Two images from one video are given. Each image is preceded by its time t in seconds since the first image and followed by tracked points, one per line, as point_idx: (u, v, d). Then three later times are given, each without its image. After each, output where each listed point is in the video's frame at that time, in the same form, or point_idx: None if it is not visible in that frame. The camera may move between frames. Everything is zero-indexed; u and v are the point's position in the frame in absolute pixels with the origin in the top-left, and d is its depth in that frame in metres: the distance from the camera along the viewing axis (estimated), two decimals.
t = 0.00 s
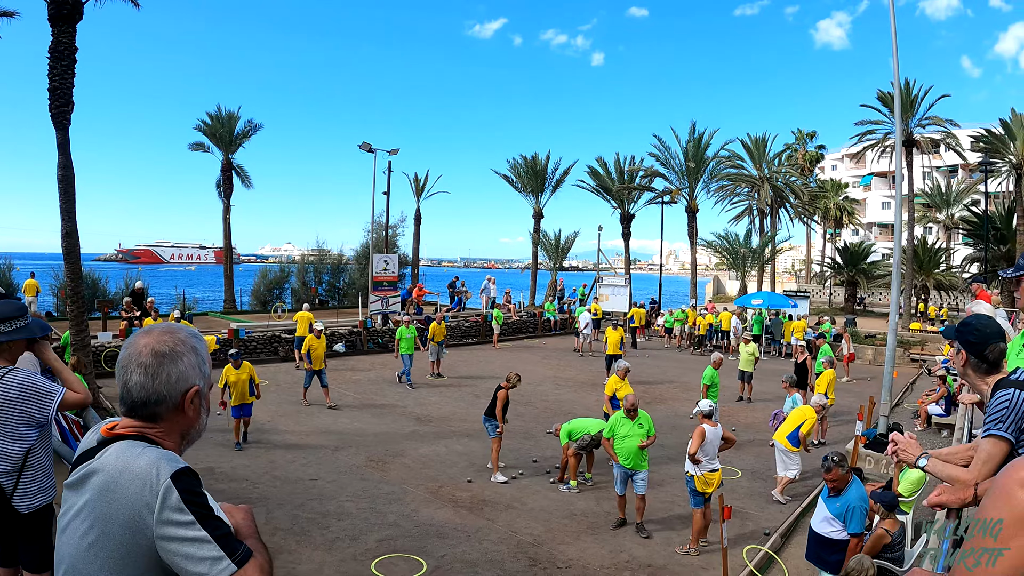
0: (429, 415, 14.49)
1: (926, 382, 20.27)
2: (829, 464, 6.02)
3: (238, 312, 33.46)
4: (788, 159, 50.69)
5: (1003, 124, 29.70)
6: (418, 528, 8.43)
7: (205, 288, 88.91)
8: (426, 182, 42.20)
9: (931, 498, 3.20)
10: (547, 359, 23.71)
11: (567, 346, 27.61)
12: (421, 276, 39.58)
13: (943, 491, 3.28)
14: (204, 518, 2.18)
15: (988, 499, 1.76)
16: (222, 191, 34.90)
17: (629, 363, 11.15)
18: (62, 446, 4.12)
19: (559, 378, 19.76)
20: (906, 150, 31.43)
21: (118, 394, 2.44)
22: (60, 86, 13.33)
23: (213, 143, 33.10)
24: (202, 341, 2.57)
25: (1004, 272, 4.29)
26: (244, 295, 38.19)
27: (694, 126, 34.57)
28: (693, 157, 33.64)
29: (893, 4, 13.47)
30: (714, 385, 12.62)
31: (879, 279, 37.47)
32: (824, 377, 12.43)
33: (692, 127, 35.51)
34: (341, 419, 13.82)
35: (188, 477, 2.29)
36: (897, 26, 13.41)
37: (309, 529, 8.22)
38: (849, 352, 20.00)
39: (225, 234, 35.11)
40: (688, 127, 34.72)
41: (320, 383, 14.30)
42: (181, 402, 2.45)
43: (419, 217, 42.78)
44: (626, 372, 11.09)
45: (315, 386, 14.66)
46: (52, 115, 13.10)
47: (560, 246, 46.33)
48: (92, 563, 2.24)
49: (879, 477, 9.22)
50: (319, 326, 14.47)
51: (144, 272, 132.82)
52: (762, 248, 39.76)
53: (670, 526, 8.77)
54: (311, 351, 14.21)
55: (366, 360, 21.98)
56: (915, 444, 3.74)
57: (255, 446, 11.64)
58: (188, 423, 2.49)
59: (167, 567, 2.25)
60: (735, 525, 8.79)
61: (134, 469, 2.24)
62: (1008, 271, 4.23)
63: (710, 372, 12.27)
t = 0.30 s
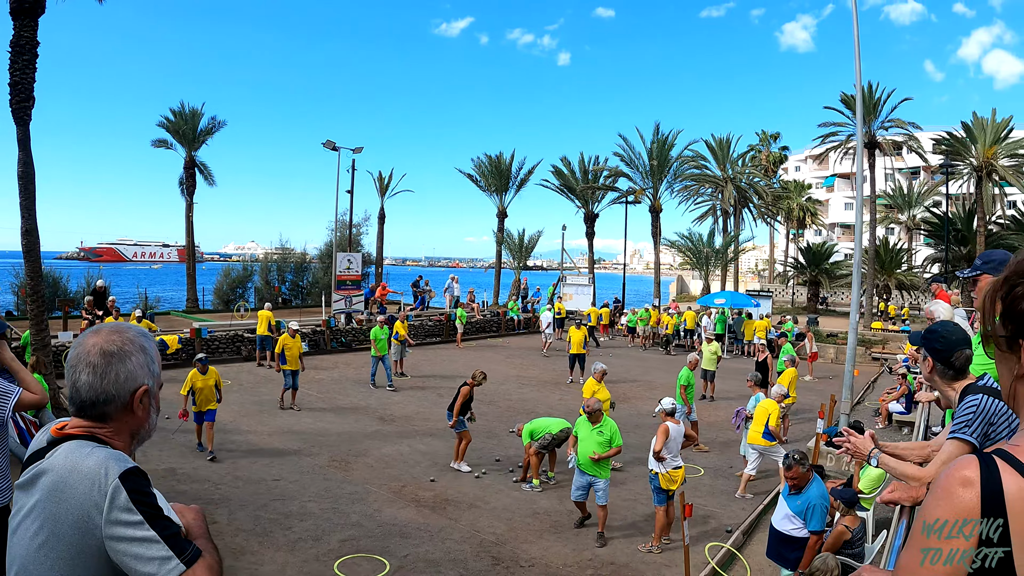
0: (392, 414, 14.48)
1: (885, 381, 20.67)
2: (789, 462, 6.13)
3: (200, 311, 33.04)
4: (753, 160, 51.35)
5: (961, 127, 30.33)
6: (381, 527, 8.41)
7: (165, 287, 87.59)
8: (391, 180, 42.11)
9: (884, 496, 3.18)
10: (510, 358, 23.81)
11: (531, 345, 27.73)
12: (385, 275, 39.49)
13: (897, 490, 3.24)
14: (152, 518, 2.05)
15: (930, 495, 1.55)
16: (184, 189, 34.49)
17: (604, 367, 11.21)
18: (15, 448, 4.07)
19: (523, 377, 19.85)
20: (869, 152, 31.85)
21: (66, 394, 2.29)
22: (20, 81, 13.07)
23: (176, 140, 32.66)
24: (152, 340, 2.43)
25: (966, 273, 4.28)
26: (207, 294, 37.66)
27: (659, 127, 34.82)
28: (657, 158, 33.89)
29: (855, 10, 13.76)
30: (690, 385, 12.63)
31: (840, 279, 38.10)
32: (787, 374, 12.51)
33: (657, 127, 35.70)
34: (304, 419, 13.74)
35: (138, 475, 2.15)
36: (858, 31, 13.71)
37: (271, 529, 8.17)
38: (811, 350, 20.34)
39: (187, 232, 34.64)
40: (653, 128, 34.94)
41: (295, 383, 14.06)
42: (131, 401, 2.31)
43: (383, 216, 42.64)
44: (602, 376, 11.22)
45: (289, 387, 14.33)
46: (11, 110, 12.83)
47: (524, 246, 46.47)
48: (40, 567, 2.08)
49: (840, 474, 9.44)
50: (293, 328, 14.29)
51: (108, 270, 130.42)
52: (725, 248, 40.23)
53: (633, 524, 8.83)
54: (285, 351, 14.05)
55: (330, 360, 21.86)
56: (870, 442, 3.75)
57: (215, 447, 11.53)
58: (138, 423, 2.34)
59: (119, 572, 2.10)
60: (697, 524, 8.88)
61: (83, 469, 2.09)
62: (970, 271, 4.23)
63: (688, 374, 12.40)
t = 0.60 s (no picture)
0: (373, 414, 14.48)
1: (865, 381, 20.84)
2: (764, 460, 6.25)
3: (181, 311, 32.84)
4: (735, 161, 51.62)
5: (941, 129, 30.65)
6: (362, 528, 8.41)
7: (143, 287, 86.79)
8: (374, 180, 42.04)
9: (859, 496, 3.24)
10: (492, 358, 23.83)
11: (513, 345, 27.78)
12: (367, 275, 39.40)
13: (870, 489, 3.31)
14: (129, 515, 1.99)
15: (890, 496, 1.56)
16: (166, 188, 34.28)
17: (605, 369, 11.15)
18: None
19: (504, 377, 19.89)
20: (850, 154, 32.01)
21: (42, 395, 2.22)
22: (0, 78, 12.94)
23: (157, 138, 32.43)
24: (128, 341, 2.38)
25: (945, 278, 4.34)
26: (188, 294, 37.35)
27: (640, 128, 34.93)
28: (640, 159, 33.99)
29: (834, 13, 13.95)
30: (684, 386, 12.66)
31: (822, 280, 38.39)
32: (766, 374, 12.48)
33: (638, 128, 35.80)
34: (285, 419, 13.69)
35: (115, 474, 2.10)
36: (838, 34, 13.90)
37: (252, 530, 8.14)
38: (792, 350, 20.50)
39: (168, 232, 34.39)
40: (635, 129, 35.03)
41: (288, 387, 13.89)
42: (107, 402, 2.25)
43: (365, 216, 42.51)
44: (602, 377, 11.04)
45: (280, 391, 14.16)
46: None
47: (506, 246, 46.52)
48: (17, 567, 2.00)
49: (820, 473, 9.53)
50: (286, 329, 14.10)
51: (89, 268, 128.67)
52: (707, 249, 40.43)
53: (613, 523, 8.87)
54: (277, 354, 13.95)
55: (311, 360, 21.79)
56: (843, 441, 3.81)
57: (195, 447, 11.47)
58: (114, 423, 2.28)
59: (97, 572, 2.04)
60: (678, 523, 8.93)
61: (59, 468, 2.02)
62: (946, 275, 4.32)
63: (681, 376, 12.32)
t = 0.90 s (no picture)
0: (367, 414, 14.46)
1: (858, 381, 20.88)
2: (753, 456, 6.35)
3: (175, 310, 32.75)
4: (729, 160, 51.63)
5: (936, 129, 30.71)
6: (356, 526, 8.42)
7: (137, 286, 86.64)
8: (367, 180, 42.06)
9: (849, 494, 3.26)
10: (485, 358, 23.81)
11: (507, 345, 27.77)
12: (361, 274, 39.34)
13: (860, 488, 3.32)
14: (127, 513, 1.98)
15: (877, 495, 1.57)
16: (159, 186, 34.19)
17: (615, 373, 10.97)
18: None
19: (498, 376, 19.88)
20: (843, 154, 32.05)
21: (41, 393, 2.20)
22: None
23: (151, 137, 32.34)
24: (126, 341, 2.35)
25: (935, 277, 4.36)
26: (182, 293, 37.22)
27: (634, 127, 34.94)
28: (633, 159, 34.02)
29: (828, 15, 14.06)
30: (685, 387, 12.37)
31: (815, 279, 38.48)
32: (760, 374, 12.52)
33: (632, 127, 35.78)
34: (278, 418, 13.66)
35: (114, 474, 2.08)
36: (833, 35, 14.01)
37: (246, 529, 8.13)
38: (786, 349, 20.55)
39: (162, 231, 34.28)
40: (630, 128, 35.05)
41: (293, 389, 13.73)
42: (105, 401, 2.22)
43: (359, 215, 42.55)
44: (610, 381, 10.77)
45: (282, 395, 14.00)
46: None
47: (500, 245, 46.50)
48: (14, 565, 1.99)
49: (812, 472, 9.60)
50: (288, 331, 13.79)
51: (83, 266, 128.00)
52: (701, 248, 40.46)
53: (606, 522, 8.88)
54: (281, 356, 13.79)
55: (305, 359, 21.75)
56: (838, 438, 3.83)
57: (189, 447, 11.44)
58: (112, 422, 2.25)
59: (95, 570, 2.03)
60: (671, 522, 8.95)
61: (57, 467, 2.01)
62: (937, 275, 4.34)
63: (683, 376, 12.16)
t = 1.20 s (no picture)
0: (362, 412, 14.46)
1: (853, 380, 20.93)
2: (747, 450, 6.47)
3: (170, 307, 32.70)
4: (725, 159, 51.65)
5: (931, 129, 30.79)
6: (352, 525, 8.41)
7: (131, 284, 86.36)
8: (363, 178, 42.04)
9: (845, 491, 3.26)
10: (481, 356, 23.82)
11: (502, 343, 27.77)
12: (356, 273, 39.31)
13: (856, 485, 3.32)
14: (126, 511, 1.98)
15: (874, 491, 1.57)
16: (155, 184, 34.13)
17: (626, 375, 10.91)
18: None
19: (493, 374, 19.88)
20: (839, 153, 32.07)
21: (38, 391, 2.18)
22: None
23: (147, 135, 32.28)
24: (124, 338, 2.33)
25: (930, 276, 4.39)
26: (177, 291, 37.16)
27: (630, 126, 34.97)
28: (629, 157, 34.04)
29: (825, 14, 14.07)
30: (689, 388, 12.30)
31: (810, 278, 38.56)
32: (755, 373, 12.52)
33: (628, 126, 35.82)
34: (273, 417, 13.66)
35: (112, 470, 2.07)
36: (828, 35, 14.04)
37: (241, 527, 8.13)
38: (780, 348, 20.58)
39: (157, 229, 34.22)
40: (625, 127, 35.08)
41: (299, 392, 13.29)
42: (103, 398, 2.21)
43: (354, 213, 42.54)
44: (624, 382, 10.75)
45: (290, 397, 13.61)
46: None
47: (495, 244, 46.48)
48: (13, 562, 1.98)
49: (808, 470, 9.67)
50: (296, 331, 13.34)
51: (78, 263, 127.36)
52: (696, 247, 40.50)
53: (601, 520, 8.90)
54: (287, 359, 13.33)
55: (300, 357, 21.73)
56: (833, 439, 3.82)
57: (184, 445, 11.42)
58: (110, 419, 2.24)
59: (94, 567, 2.02)
60: (667, 520, 8.97)
61: (56, 465, 2.00)
62: (933, 274, 4.39)
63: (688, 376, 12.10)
